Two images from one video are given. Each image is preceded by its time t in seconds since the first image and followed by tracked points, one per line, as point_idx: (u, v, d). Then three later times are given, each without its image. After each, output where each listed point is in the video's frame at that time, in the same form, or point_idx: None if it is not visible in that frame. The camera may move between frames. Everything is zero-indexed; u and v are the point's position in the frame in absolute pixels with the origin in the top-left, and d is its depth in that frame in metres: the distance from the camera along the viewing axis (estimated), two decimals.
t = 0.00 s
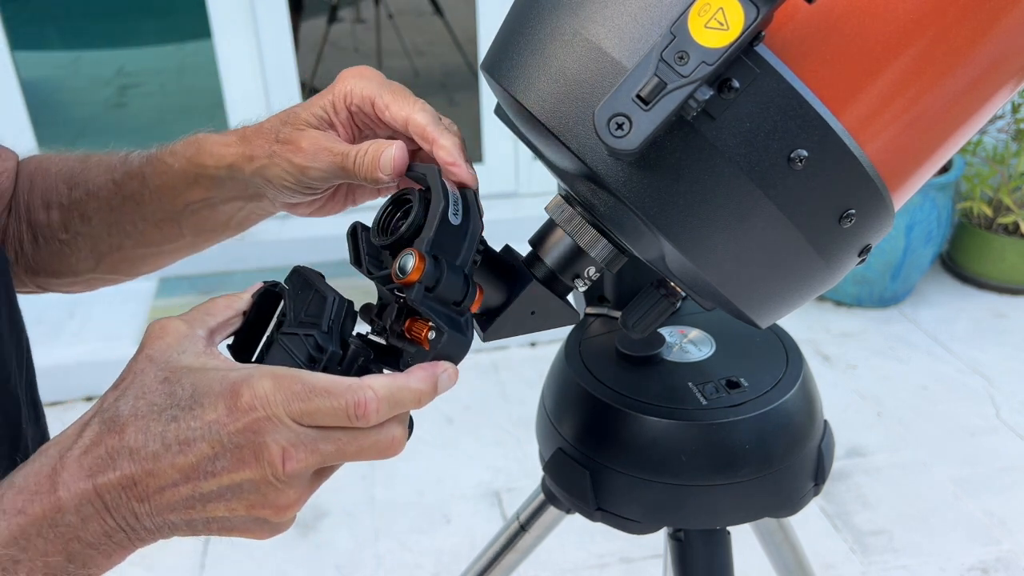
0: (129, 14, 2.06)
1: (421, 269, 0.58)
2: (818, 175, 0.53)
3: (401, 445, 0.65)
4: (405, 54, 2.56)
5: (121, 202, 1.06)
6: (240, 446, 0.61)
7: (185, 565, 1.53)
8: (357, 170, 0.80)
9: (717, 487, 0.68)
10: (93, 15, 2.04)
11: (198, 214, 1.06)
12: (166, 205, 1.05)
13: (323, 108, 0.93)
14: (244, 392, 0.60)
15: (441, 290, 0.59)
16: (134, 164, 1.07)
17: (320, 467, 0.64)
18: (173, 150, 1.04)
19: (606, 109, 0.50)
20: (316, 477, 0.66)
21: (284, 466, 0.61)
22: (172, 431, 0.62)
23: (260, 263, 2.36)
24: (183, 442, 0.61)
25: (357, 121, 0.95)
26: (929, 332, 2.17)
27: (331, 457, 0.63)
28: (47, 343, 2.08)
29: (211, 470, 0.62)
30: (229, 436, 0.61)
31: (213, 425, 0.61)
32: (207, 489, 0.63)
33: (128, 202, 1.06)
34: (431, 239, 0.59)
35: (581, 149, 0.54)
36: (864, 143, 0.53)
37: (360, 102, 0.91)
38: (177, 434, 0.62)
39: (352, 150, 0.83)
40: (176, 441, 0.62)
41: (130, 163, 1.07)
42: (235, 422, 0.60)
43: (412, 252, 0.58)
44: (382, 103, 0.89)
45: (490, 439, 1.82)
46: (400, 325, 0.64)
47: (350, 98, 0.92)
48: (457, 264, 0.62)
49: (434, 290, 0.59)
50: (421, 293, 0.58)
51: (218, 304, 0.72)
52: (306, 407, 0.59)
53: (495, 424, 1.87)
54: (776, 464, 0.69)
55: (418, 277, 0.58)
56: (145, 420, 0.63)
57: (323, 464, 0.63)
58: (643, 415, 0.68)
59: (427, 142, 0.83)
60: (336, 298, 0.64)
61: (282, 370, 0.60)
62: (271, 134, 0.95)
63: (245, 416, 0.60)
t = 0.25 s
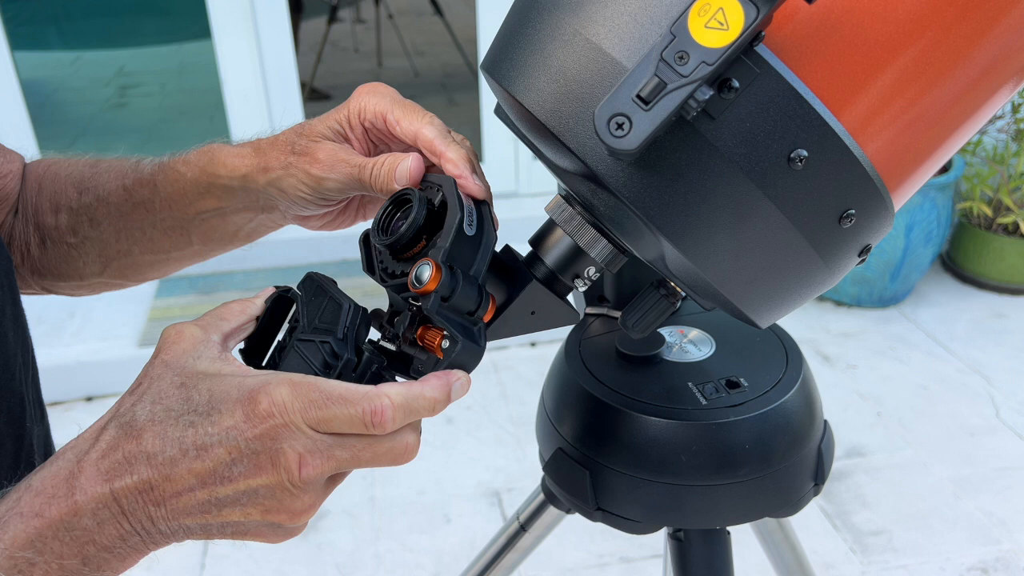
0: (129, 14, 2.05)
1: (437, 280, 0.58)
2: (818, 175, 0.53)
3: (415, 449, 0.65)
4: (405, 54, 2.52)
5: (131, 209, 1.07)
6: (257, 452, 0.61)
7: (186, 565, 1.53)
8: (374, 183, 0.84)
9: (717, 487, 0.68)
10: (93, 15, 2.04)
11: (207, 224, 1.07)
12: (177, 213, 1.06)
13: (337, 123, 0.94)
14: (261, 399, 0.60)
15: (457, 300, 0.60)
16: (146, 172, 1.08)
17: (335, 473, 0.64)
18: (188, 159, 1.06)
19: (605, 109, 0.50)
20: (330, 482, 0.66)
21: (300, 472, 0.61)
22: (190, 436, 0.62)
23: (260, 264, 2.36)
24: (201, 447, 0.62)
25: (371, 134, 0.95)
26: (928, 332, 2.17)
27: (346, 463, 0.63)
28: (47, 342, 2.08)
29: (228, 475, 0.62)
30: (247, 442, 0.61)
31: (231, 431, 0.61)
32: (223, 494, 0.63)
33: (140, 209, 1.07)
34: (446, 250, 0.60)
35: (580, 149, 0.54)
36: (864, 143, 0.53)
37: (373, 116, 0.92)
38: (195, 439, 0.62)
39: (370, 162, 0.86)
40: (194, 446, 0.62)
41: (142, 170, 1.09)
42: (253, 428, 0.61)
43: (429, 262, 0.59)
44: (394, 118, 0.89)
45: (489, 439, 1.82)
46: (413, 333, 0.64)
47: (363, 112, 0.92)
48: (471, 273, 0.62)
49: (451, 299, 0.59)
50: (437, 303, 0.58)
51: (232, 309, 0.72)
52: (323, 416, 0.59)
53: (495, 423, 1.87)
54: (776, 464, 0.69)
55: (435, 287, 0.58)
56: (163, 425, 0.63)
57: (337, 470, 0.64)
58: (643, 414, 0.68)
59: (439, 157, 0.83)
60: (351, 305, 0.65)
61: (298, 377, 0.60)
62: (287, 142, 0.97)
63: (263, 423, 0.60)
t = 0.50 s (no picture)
0: (129, 14, 2.05)
1: (441, 275, 0.59)
2: (818, 175, 0.53)
3: (418, 443, 0.65)
4: (404, 53, 2.53)
5: (130, 209, 1.07)
6: (262, 447, 0.62)
7: (186, 564, 1.53)
8: (377, 179, 0.84)
9: (717, 487, 0.68)
10: (93, 15, 2.04)
11: (206, 225, 1.07)
12: (176, 213, 1.06)
13: (341, 123, 0.95)
14: (265, 394, 0.60)
15: (460, 295, 0.60)
16: (146, 173, 1.08)
17: (341, 467, 0.65)
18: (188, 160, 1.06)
19: (606, 109, 0.50)
20: (335, 476, 0.67)
21: (305, 466, 0.62)
22: (196, 432, 0.62)
23: (260, 263, 2.36)
24: (206, 442, 0.62)
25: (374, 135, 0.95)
26: (928, 332, 2.17)
27: (351, 457, 0.63)
28: (47, 342, 2.08)
29: (234, 470, 0.63)
30: (252, 436, 0.61)
31: (236, 426, 0.61)
32: (229, 489, 0.64)
33: (139, 210, 1.07)
34: (451, 245, 0.60)
35: (581, 149, 0.54)
36: (864, 143, 0.53)
37: (374, 117, 0.92)
38: (200, 434, 0.62)
39: (373, 159, 0.86)
40: (199, 441, 0.62)
41: (142, 172, 1.09)
42: (258, 423, 0.61)
43: (433, 257, 0.59)
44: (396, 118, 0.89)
45: (489, 439, 1.82)
46: (416, 327, 0.64)
47: (366, 112, 0.92)
48: (475, 269, 0.62)
49: (453, 295, 0.60)
50: (440, 299, 0.59)
51: (234, 304, 0.72)
52: (327, 411, 0.59)
53: (495, 423, 1.87)
54: (776, 464, 0.69)
55: (438, 283, 0.59)
56: (168, 420, 0.63)
57: (342, 464, 0.64)
58: (643, 415, 0.68)
59: (439, 157, 0.83)
60: (356, 301, 0.64)
61: (303, 372, 0.60)
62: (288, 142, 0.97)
63: (268, 417, 0.61)
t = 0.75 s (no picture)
0: (129, 14, 2.05)
1: (443, 276, 0.59)
2: (817, 175, 0.53)
3: (420, 443, 0.65)
4: (405, 54, 2.52)
5: (127, 212, 1.07)
6: (264, 446, 0.62)
7: (185, 564, 1.53)
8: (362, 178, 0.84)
9: (717, 487, 0.68)
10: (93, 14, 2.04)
11: (204, 229, 1.07)
12: (174, 218, 1.06)
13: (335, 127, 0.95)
14: (267, 394, 0.60)
15: (461, 295, 0.60)
16: (144, 176, 1.08)
17: (343, 466, 0.65)
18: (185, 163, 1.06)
19: (606, 109, 0.50)
20: (338, 476, 0.67)
21: (307, 466, 0.62)
22: (197, 432, 0.62)
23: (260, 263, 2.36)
24: (207, 442, 0.62)
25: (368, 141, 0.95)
26: (928, 332, 2.17)
27: (353, 456, 0.63)
28: (47, 342, 2.08)
29: (235, 470, 0.63)
30: (254, 436, 0.62)
31: (238, 426, 0.62)
32: (231, 489, 0.64)
33: (137, 213, 1.07)
34: (451, 245, 0.60)
35: (580, 149, 0.54)
36: (864, 143, 0.53)
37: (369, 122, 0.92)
38: (201, 434, 0.62)
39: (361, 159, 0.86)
40: (201, 442, 0.62)
41: (139, 175, 1.09)
42: (260, 423, 0.61)
43: (434, 257, 0.59)
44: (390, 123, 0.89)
45: (489, 439, 1.82)
46: (417, 328, 0.64)
47: (360, 117, 0.93)
48: (475, 269, 0.62)
49: (455, 295, 0.60)
50: (442, 299, 0.59)
51: (234, 304, 0.72)
52: (329, 410, 0.59)
53: (495, 423, 1.87)
54: (776, 464, 0.69)
55: (440, 283, 0.59)
56: (169, 421, 0.63)
57: (344, 464, 0.64)
58: (642, 415, 0.68)
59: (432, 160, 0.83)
60: (356, 300, 0.64)
61: (305, 372, 0.60)
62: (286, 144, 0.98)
63: (269, 417, 0.61)
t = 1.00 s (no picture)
0: (128, 14, 2.05)
1: (447, 275, 0.59)
2: (817, 175, 0.53)
3: (422, 438, 0.65)
4: (404, 54, 2.52)
5: (123, 221, 1.07)
6: (265, 441, 0.62)
7: (185, 564, 1.53)
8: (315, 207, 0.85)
9: (717, 487, 0.68)
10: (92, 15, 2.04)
11: (202, 240, 1.07)
12: (171, 227, 1.06)
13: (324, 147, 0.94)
14: (267, 390, 0.60)
15: (466, 295, 0.60)
16: (140, 185, 1.08)
17: (345, 463, 0.64)
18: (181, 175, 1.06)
19: (606, 109, 0.50)
20: (339, 473, 0.66)
21: (309, 461, 0.61)
22: (198, 428, 0.62)
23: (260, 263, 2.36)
24: (208, 439, 0.62)
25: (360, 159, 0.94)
26: (928, 332, 2.17)
27: (354, 453, 0.63)
28: (47, 342, 2.08)
29: (237, 466, 0.63)
30: (255, 432, 0.61)
31: (239, 422, 0.61)
32: (233, 486, 0.64)
33: (132, 222, 1.07)
34: (454, 246, 0.60)
35: (581, 149, 0.54)
36: (864, 143, 0.53)
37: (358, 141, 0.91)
38: (202, 431, 0.62)
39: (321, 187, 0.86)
40: (202, 438, 0.62)
41: (135, 184, 1.09)
42: (261, 419, 0.61)
43: (439, 257, 0.59)
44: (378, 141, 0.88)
45: (489, 439, 1.82)
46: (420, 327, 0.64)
47: (350, 137, 0.91)
48: (477, 270, 0.63)
49: (460, 294, 0.60)
50: (447, 298, 0.59)
51: (232, 301, 0.72)
52: (332, 402, 0.59)
53: (495, 423, 1.87)
54: (776, 464, 0.69)
55: (445, 282, 0.59)
56: (170, 418, 0.63)
57: (346, 460, 0.64)
58: (643, 415, 0.68)
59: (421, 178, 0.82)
60: (358, 298, 0.65)
61: (307, 366, 0.60)
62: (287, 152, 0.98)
63: (270, 413, 0.61)
